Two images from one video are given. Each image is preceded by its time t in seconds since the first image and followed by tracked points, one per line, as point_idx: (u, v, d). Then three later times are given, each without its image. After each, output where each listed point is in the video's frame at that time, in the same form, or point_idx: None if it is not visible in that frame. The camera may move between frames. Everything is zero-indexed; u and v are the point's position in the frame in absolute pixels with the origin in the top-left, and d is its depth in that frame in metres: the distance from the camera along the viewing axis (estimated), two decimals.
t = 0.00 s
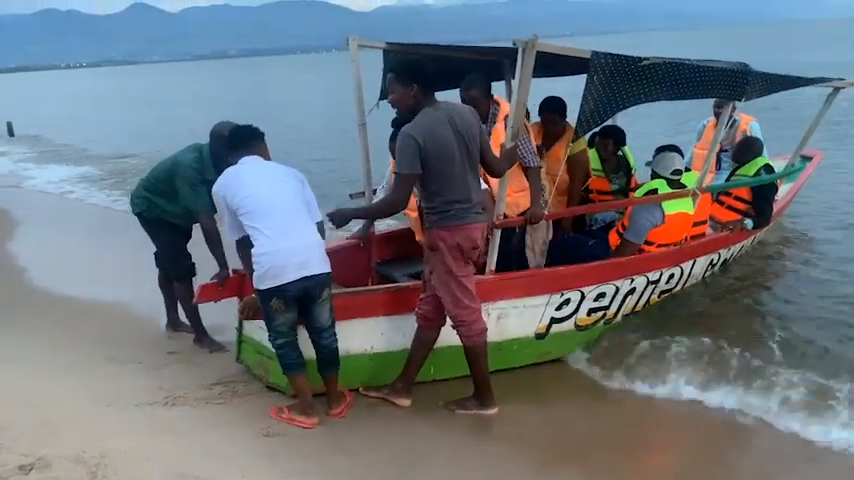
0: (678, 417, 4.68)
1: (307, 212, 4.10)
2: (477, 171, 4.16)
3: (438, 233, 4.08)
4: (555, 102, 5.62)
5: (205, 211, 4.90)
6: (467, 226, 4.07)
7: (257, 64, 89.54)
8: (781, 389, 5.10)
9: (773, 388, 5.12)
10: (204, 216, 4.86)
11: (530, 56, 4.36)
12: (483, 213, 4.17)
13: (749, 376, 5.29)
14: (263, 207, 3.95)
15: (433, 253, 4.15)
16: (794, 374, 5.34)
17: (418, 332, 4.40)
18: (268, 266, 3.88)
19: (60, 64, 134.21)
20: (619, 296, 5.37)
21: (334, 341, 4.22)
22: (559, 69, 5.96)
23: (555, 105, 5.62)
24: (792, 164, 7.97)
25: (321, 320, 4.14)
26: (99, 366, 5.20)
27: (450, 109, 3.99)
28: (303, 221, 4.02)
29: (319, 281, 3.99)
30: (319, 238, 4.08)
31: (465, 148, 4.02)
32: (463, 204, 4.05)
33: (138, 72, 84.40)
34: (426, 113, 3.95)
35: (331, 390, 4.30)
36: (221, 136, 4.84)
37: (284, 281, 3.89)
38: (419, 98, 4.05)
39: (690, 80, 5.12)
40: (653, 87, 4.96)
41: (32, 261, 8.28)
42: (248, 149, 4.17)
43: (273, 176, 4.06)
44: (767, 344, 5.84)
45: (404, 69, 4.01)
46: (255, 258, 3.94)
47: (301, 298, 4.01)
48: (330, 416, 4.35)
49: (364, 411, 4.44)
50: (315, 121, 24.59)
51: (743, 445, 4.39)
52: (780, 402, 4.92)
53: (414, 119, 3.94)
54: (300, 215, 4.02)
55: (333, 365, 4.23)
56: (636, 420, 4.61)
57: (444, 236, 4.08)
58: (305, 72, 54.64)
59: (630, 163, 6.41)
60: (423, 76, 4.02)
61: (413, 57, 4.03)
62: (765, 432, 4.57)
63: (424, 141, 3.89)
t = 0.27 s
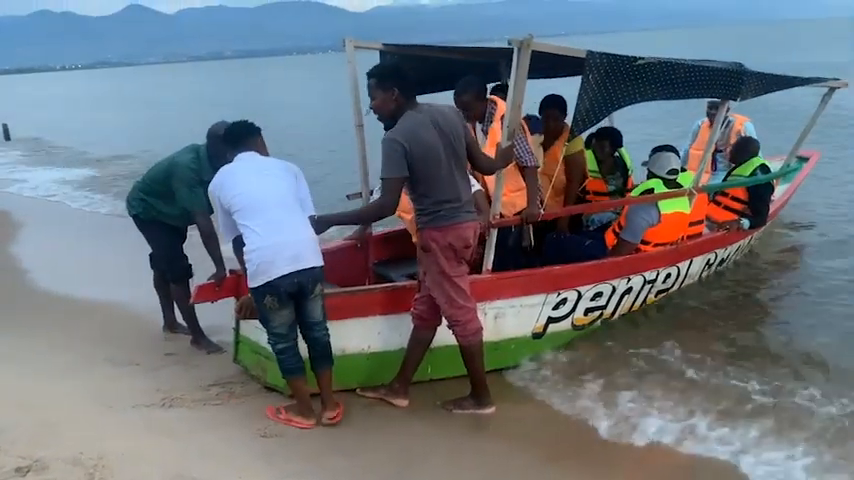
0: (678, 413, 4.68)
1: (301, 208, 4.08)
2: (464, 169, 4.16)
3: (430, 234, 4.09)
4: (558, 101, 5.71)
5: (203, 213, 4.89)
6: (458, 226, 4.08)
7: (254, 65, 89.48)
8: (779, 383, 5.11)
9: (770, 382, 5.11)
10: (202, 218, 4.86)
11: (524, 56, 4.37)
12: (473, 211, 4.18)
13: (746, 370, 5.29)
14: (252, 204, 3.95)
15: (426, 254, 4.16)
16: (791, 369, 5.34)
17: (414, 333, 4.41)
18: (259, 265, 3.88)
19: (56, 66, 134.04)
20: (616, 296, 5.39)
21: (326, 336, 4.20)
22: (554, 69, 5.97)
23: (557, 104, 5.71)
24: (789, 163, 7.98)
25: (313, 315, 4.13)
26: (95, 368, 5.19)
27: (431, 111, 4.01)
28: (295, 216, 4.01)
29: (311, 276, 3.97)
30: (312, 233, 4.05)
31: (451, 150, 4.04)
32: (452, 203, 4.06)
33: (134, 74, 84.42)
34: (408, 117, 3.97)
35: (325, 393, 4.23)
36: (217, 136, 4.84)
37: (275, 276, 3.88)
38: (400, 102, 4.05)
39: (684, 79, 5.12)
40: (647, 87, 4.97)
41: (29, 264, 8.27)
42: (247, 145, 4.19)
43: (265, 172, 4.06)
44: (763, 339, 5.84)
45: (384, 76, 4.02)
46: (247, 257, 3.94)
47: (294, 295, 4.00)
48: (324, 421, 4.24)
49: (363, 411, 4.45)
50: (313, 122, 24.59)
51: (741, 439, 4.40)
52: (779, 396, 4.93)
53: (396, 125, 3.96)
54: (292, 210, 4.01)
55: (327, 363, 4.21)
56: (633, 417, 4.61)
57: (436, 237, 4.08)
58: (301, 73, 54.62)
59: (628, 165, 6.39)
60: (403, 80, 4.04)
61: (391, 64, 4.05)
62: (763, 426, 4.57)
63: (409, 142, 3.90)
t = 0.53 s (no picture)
0: (675, 410, 4.68)
1: (298, 207, 4.08)
2: (454, 167, 4.17)
3: (423, 234, 4.09)
4: (554, 101, 5.75)
5: (200, 212, 4.89)
6: (451, 224, 4.09)
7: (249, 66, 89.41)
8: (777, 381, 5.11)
9: (765, 380, 5.12)
10: (199, 216, 4.85)
11: (519, 55, 4.37)
12: (466, 209, 4.20)
13: (742, 368, 5.29)
14: (248, 202, 3.96)
15: (419, 254, 4.17)
16: (786, 368, 5.34)
17: (410, 332, 4.41)
18: (255, 263, 3.88)
19: (51, 67, 133.72)
20: (611, 296, 5.41)
21: (325, 343, 4.19)
22: (550, 70, 5.99)
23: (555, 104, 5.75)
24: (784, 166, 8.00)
25: (311, 319, 4.11)
26: (91, 369, 5.18)
27: (416, 110, 4.02)
28: (291, 214, 4.00)
29: (307, 275, 3.96)
30: (307, 233, 4.04)
31: (437, 144, 4.05)
32: (444, 202, 4.07)
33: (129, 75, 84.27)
34: (394, 117, 3.98)
35: (322, 398, 4.22)
36: (215, 134, 4.85)
37: (267, 274, 3.87)
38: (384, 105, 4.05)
39: (677, 79, 5.11)
40: (641, 86, 4.97)
41: (23, 264, 8.24)
42: (248, 143, 4.22)
43: (262, 170, 4.07)
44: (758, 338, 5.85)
45: (366, 77, 4.03)
46: (243, 256, 3.94)
47: (289, 295, 3.99)
48: (319, 428, 4.22)
49: (359, 410, 4.46)
50: (310, 123, 24.59)
51: (738, 435, 4.41)
52: (776, 393, 4.94)
53: (385, 125, 3.96)
54: (289, 208, 4.01)
55: (325, 370, 4.19)
56: (628, 415, 4.61)
57: (429, 236, 4.09)
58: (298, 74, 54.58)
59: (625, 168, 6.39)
60: (386, 83, 4.02)
61: (373, 67, 4.04)
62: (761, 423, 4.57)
63: (398, 141, 3.90)
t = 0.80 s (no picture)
0: (669, 407, 4.67)
1: (296, 207, 4.09)
2: (446, 168, 4.18)
3: (416, 235, 4.10)
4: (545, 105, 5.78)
5: (195, 210, 4.88)
6: (444, 225, 4.10)
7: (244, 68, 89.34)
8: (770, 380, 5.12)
9: (758, 379, 5.12)
10: (194, 213, 4.84)
11: (512, 56, 4.40)
12: (458, 210, 4.21)
13: (735, 368, 5.30)
14: (245, 201, 3.97)
15: (412, 255, 4.18)
16: (779, 367, 5.35)
17: (403, 332, 4.42)
18: (250, 262, 3.90)
19: (45, 68, 133.37)
20: (605, 297, 5.42)
21: (321, 345, 4.18)
22: (545, 73, 6.01)
23: (544, 108, 5.78)
24: (778, 171, 8.03)
25: (308, 321, 4.11)
26: (85, 369, 5.17)
27: (408, 111, 4.04)
28: (288, 214, 4.01)
29: (303, 276, 3.97)
30: (304, 233, 4.05)
31: (429, 145, 4.07)
32: (436, 203, 4.08)
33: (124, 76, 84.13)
34: (384, 119, 4.00)
35: (316, 400, 4.21)
36: (210, 131, 4.88)
37: (263, 273, 3.88)
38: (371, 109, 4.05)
39: (671, 81, 5.13)
40: (634, 88, 4.99)
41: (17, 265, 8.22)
42: (251, 141, 4.21)
43: (262, 169, 4.08)
44: (752, 338, 5.85)
45: (357, 78, 4.03)
46: (240, 254, 3.95)
47: (284, 295, 4.00)
48: (312, 429, 4.22)
49: (353, 411, 4.46)
50: (306, 124, 24.58)
51: (732, 433, 4.40)
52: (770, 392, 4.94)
53: (378, 126, 3.97)
54: (286, 208, 4.01)
55: (320, 372, 4.19)
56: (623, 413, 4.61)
57: (422, 237, 4.10)
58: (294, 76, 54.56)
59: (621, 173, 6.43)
60: (378, 84, 4.04)
61: (362, 69, 4.05)
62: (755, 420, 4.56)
63: (390, 142, 3.91)
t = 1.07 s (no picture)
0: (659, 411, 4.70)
1: (288, 207, 4.08)
2: (438, 169, 4.19)
3: (406, 235, 4.11)
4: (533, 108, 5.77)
5: (186, 208, 4.85)
6: (435, 226, 4.11)
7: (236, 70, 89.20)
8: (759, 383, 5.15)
9: (747, 381, 5.14)
10: (184, 211, 4.82)
11: (504, 59, 4.42)
12: (449, 211, 4.22)
13: (724, 370, 5.31)
14: (238, 200, 3.97)
15: (402, 256, 4.18)
16: (768, 369, 5.37)
17: (393, 333, 4.43)
18: (242, 262, 3.89)
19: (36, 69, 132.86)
20: (595, 300, 5.43)
21: (311, 347, 4.17)
22: (537, 76, 6.03)
23: (532, 111, 5.77)
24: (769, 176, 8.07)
25: (298, 322, 4.10)
26: (73, 371, 5.14)
27: (400, 111, 4.05)
28: (280, 214, 4.00)
29: (294, 276, 3.96)
30: (296, 233, 4.04)
31: (421, 145, 4.07)
32: (427, 204, 4.09)
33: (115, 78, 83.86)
34: (377, 118, 4.00)
35: (306, 402, 4.20)
36: (202, 129, 4.87)
37: (254, 273, 3.88)
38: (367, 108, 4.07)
39: (662, 85, 5.17)
40: (625, 93, 5.03)
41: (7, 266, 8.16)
42: (246, 137, 4.21)
43: (255, 167, 4.07)
44: (741, 340, 5.87)
45: (350, 77, 4.05)
46: (232, 253, 3.95)
47: (274, 295, 4.00)
48: (301, 431, 4.21)
49: (343, 412, 4.45)
50: (298, 126, 24.56)
51: (720, 435, 4.43)
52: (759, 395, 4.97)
53: (369, 125, 3.97)
54: (279, 207, 4.01)
55: (310, 374, 4.17)
56: (612, 414, 4.62)
57: (412, 238, 4.10)
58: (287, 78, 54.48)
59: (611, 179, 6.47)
60: (372, 84, 4.05)
61: (358, 69, 4.07)
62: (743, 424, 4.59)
63: (382, 142, 3.92)
